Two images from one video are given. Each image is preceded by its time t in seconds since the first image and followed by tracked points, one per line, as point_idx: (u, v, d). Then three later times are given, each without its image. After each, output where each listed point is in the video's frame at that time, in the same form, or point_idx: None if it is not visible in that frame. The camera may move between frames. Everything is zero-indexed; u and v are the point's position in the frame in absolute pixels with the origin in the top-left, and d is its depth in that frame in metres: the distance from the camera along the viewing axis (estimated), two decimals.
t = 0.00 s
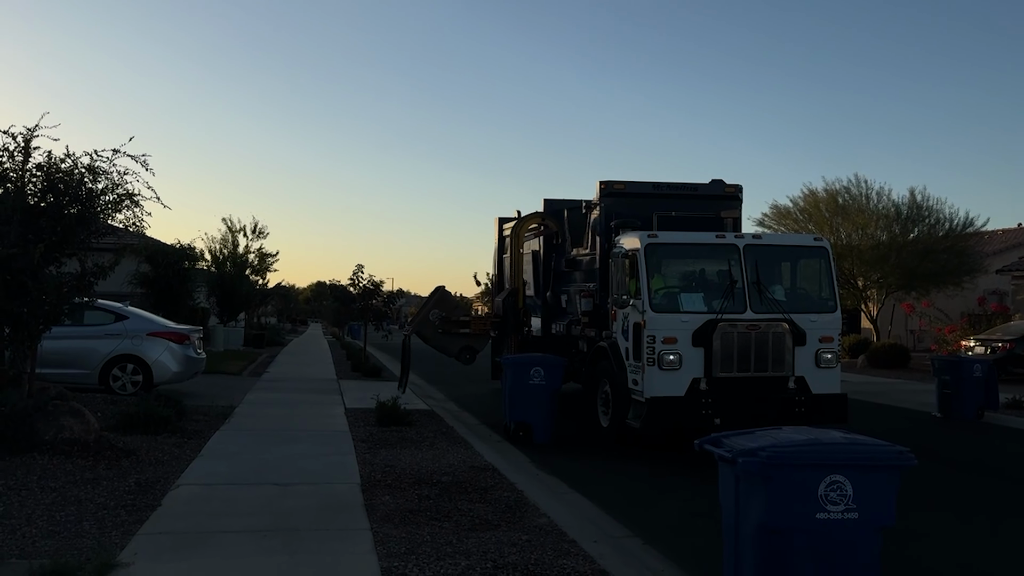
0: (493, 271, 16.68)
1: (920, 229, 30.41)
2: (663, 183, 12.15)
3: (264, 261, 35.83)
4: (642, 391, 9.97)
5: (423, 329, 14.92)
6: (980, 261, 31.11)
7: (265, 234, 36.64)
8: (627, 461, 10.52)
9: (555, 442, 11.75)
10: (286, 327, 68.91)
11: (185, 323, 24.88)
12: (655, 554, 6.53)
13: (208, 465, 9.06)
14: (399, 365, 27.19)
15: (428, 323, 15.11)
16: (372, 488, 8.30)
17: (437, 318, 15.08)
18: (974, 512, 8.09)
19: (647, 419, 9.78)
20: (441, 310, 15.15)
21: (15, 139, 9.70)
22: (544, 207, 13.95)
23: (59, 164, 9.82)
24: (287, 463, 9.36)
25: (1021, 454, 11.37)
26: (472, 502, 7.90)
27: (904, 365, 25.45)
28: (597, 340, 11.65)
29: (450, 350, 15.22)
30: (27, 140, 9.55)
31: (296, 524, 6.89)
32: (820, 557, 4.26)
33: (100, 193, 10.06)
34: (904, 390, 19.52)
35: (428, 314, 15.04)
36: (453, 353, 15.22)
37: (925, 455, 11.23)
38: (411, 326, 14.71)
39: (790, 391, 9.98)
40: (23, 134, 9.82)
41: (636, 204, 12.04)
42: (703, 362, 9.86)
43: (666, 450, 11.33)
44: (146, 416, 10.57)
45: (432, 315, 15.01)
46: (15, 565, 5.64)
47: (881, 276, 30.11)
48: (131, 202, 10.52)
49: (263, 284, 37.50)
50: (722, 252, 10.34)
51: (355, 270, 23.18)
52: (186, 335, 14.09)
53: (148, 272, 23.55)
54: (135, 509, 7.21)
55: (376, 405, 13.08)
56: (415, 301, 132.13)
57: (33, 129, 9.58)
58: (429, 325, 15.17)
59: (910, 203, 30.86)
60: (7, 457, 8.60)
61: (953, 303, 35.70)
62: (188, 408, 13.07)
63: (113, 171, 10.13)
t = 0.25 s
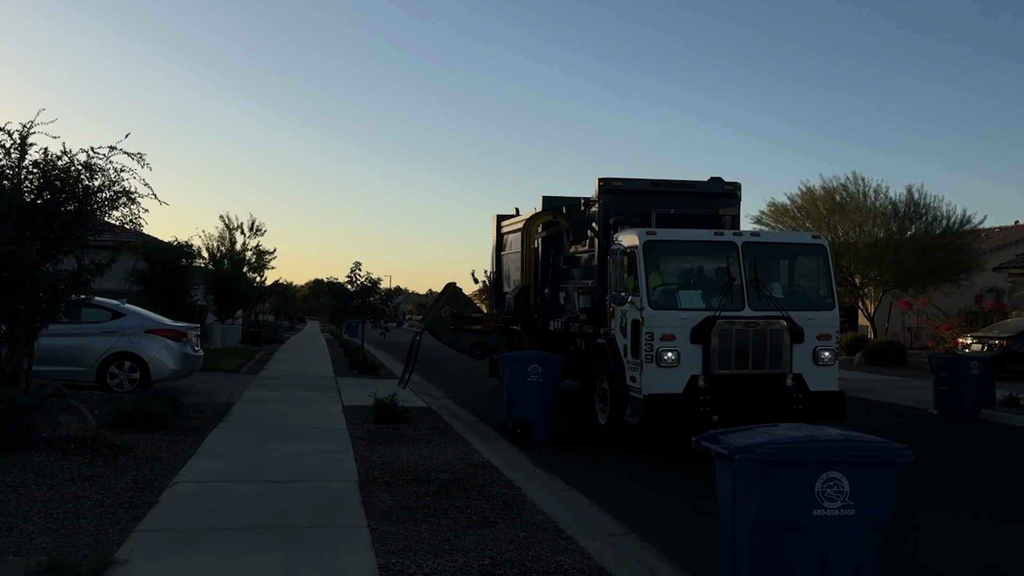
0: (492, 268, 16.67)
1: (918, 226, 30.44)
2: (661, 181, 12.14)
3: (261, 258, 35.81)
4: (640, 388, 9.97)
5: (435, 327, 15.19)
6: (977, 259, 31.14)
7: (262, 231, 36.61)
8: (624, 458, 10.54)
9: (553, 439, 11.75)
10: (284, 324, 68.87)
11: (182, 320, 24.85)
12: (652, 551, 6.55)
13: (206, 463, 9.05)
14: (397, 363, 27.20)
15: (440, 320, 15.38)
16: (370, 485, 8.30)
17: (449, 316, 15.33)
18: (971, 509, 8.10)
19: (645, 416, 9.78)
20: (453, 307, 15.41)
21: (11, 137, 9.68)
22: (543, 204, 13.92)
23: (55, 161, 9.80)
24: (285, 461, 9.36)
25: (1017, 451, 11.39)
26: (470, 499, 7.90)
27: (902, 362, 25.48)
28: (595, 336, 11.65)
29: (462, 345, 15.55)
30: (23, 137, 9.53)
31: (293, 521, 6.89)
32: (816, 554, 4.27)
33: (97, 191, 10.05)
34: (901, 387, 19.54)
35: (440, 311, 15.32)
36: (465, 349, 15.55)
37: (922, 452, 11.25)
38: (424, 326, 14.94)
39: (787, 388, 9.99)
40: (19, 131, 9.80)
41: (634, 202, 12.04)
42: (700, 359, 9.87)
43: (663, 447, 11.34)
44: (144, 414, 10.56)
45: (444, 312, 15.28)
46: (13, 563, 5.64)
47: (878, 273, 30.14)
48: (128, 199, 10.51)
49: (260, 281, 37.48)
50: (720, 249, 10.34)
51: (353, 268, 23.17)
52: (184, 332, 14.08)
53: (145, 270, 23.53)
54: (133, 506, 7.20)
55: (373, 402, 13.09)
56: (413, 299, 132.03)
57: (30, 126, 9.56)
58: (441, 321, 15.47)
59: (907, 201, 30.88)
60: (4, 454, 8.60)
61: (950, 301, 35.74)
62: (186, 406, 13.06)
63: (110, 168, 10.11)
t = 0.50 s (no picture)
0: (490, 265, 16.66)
1: (914, 224, 30.45)
2: (658, 179, 12.14)
3: (258, 256, 35.78)
4: (637, 385, 9.98)
5: (435, 324, 15.25)
6: (974, 256, 31.17)
7: (259, 229, 36.56)
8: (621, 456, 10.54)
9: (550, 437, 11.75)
10: (280, 322, 68.88)
11: (179, 318, 24.82)
12: (650, 549, 6.55)
13: (203, 460, 9.05)
14: (394, 361, 27.17)
15: (440, 318, 15.39)
16: (367, 483, 8.30)
17: (449, 313, 15.38)
18: (967, 507, 8.11)
19: (642, 413, 9.79)
20: (453, 304, 15.44)
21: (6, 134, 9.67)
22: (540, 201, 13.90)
23: (51, 158, 9.80)
24: (282, 459, 9.35)
25: (1014, 449, 11.41)
26: (467, 496, 7.91)
27: (899, 360, 25.51)
28: (592, 334, 11.64)
29: (461, 343, 15.58)
30: (20, 134, 9.51)
31: (290, 519, 6.89)
32: (812, 551, 4.27)
33: (93, 188, 10.04)
34: (898, 385, 19.56)
35: (440, 308, 15.33)
36: (464, 347, 15.59)
37: (918, 449, 11.26)
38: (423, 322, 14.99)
39: (784, 385, 9.99)
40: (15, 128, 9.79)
41: (632, 200, 12.04)
42: (697, 357, 9.87)
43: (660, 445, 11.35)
44: (140, 412, 10.55)
45: (444, 309, 15.34)
46: (9, 561, 5.63)
47: (875, 271, 30.15)
48: (125, 197, 10.51)
49: (257, 279, 37.43)
50: (718, 247, 10.35)
51: (350, 265, 23.13)
52: (181, 330, 14.06)
53: (141, 267, 23.50)
54: (129, 504, 7.20)
55: (370, 400, 13.08)
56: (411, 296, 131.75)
57: (26, 123, 9.54)
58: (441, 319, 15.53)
59: (904, 198, 30.91)
60: None
61: (947, 299, 35.78)
62: (183, 404, 13.05)
63: (106, 166, 10.10)
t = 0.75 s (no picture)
0: (486, 263, 16.65)
1: (911, 222, 30.50)
2: (654, 176, 12.13)
3: (254, 253, 35.73)
4: (633, 383, 9.98)
5: (432, 322, 15.26)
6: (970, 254, 31.22)
7: (255, 227, 36.49)
8: (617, 453, 10.55)
9: (546, 434, 11.75)
10: (276, 320, 68.82)
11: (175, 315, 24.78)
12: (646, 546, 6.55)
13: (199, 458, 9.03)
14: (390, 358, 27.17)
15: (437, 315, 15.41)
16: (363, 481, 8.29)
17: (446, 311, 15.39)
18: (963, 503, 8.13)
19: (638, 410, 9.79)
20: (450, 302, 15.45)
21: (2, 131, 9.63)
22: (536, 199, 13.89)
23: (47, 155, 9.77)
24: (278, 456, 9.34)
25: (1009, 446, 11.44)
26: (464, 494, 7.91)
27: (895, 357, 25.55)
28: (588, 332, 11.64)
29: (458, 342, 15.60)
30: (15, 131, 9.48)
31: (287, 517, 6.88)
32: (809, 548, 4.27)
33: (89, 185, 10.01)
34: (894, 382, 19.60)
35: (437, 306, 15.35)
36: (460, 345, 15.60)
37: (914, 446, 11.29)
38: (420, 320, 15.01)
39: (780, 383, 10.00)
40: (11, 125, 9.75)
41: (627, 197, 12.03)
42: (693, 354, 9.88)
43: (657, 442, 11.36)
44: (137, 409, 10.53)
45: (441, 307, 15.35)
46: (5, 558, 5.62)
47: (871, 268, 30.19)
48: (120, 193, 10.48)
49: (253, 277, 37.39)
50: (713, 244, 10.35)
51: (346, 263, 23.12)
52: (177, 328, 14.04)
53: (137, 265, 23.45)
54: (125, 501, 7.19)
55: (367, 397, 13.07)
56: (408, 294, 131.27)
57: (21, 119, 9.51)
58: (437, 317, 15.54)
59: (900, 196, 30.94)
60: None
61: (943, 296, 35.85)
62: (179, 401, 13.03)
63: (102, 163, 10.08)
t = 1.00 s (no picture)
0: (483, 261, 16.65)
1: (907, 220, 30.56)
2: (651, 174, 12.15)
3: (250, 252, 35.71)
4: (630, 381, 9.99)
5: (428, 320, 15.33)
6: (966, 252, 31.28)
7: (252, 225, 36.46)
8: (614, 451, 10.57)
9: (543, 433, 11.76)
10: (272, 318, 68.79)
11: (171, 313, 24.76)
12: (643, 543, 6.56)
13: (196, 456, 9.03)
14: (387, 356, 27.19)
15: (434, 313, 15.52)
16: (360, 479, 8.30)
17: (443, 309, 15.50)
18: (959, 501, 8.15)
19: (635, 409, 9.80)
20: (448, 300, 15.55)
21: None
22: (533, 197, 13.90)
23: (43, 153, 9.75)
24: (276, 454, 9.34)
25: (1005, 443, 11.47)
26: (461, 492, 7.91)
27: (891, 355, 25.60)
28: (585, 330, 11.65)
29: (453, 341, 15.66)
30: (10, 129, 9.46)
31: (284, 515, 6.88)
32: (806, 546, 4.28)
33: (85, 183, 9.99)
34: (890, 380, 19.64)
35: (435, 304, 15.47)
36: (456, 344, 15.65)
37: (910, 444, 11.31)
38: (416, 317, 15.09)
39: (777, 381, 10.01)
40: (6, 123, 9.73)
41: (624, 195, 12.04)
42: (690, 352, 9.88)
43: (653, 440, 11.38)
44: (133, 407, 10.52)
45: (437, 305, 15.45)
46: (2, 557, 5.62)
47: (867, 267, 30.25)
48: (117, 192, 10.46)
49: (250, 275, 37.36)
50: (711, 242, 10.35)
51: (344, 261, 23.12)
52: (173, 326, 14.02)
53: (134, 263, 23.43)
54: (122, 500, 7.18)
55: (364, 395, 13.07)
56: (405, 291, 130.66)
57: (17, 117, 9.49)
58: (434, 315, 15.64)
59: (896, 194, 31.00)
60: None
61: (939, 294, 35.91)
62: (175, 399, 13.02)
63: (97, 161, 10.06)
